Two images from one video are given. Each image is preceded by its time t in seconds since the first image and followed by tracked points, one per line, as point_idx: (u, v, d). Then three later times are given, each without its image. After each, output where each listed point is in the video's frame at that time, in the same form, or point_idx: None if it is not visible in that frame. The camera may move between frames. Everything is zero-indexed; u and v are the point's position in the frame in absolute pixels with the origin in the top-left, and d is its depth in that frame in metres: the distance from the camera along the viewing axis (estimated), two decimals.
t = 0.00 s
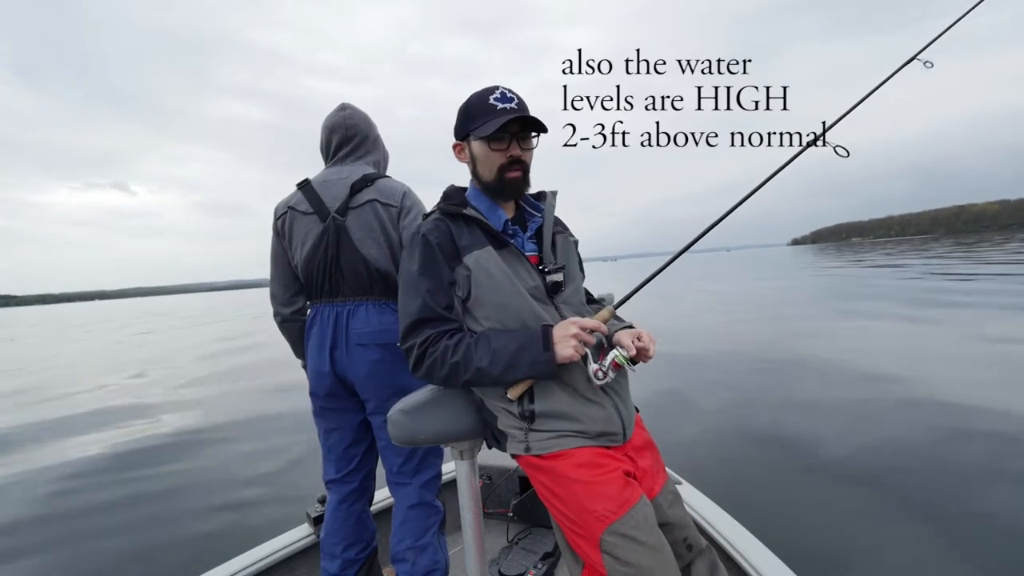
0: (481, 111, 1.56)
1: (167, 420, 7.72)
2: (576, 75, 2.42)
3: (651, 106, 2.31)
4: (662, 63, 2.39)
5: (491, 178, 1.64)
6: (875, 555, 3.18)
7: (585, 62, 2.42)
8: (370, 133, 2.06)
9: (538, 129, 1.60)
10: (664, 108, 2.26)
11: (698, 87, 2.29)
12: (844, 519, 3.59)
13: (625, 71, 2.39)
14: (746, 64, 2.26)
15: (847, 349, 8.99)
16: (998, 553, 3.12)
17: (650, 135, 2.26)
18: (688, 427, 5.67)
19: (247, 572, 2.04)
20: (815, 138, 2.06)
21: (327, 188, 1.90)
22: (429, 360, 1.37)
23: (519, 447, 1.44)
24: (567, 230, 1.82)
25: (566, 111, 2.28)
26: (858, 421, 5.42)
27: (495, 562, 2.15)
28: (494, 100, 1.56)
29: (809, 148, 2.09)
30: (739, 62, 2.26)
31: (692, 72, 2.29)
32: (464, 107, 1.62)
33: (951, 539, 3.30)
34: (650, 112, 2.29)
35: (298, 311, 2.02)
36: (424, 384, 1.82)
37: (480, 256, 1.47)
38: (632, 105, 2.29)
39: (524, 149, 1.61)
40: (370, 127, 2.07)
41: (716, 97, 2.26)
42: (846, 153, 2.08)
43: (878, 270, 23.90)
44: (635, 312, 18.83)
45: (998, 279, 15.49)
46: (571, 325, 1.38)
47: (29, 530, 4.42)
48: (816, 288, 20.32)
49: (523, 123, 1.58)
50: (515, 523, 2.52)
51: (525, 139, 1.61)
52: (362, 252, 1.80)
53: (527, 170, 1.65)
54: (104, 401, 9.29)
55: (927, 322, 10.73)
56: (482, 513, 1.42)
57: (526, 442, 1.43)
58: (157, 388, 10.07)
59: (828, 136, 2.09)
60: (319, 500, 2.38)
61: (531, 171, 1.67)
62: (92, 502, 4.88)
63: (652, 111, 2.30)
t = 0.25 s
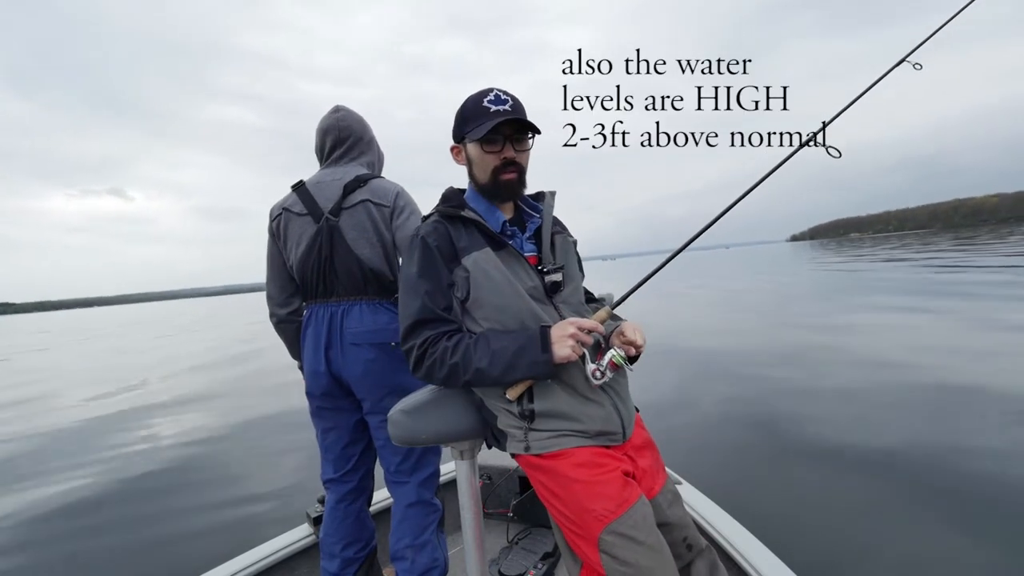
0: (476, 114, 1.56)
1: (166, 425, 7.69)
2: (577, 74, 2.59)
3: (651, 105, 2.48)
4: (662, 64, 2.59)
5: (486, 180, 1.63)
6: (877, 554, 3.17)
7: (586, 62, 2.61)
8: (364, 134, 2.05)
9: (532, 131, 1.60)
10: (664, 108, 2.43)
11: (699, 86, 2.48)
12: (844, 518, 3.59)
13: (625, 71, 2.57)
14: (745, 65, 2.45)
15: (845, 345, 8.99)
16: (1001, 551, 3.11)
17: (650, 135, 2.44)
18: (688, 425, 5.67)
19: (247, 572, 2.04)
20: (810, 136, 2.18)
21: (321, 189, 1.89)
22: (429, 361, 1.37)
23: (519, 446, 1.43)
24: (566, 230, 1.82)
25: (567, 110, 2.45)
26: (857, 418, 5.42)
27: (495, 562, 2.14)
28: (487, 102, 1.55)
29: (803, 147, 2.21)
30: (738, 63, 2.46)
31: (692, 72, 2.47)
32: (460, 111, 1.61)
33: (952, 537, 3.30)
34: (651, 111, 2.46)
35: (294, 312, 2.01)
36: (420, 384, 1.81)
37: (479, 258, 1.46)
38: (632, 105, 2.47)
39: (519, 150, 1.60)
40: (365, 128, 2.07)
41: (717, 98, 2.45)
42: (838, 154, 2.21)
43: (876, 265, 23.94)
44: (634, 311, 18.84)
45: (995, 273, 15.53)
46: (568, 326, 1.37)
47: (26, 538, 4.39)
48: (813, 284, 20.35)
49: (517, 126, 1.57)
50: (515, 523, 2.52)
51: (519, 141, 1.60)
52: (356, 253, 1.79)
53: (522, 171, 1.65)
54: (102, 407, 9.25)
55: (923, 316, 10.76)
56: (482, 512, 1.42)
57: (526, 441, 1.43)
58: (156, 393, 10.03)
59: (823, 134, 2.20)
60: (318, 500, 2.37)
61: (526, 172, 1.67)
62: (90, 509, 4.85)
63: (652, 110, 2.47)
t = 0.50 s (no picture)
0: (479, 112, 1.56)
1: (165, 425, 7.68)
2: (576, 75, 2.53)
3: (651, 105, 2.43)
4: (662, 63, 2.52)
5: (488, 178, 1.63)
6: (877, 555, 3.16)
7: (585, 62, 2.55)
8: (360, 134, 2.05)
9: (536, 130, 1.60)
10: (664, 108, 2.38)
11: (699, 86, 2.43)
12: (843, 519, 3.58)
13: (625, 71, 2.51)
14: (746, 64, 2.40)
15: (844, 344, 8.98)
16: (1002, 551, 3.09)
17: (649, 135, 2.41)
18: (687, 425, 5.66)
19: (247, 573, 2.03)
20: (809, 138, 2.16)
21: (318, 189, 1.89)
22: (430, 359, 1.37)
23: (520, 446, 1.43)
24: (567, 230, 1.82)
25: (566, 111, 2.40)
26: (856, 418, 5.41)
27: (495, 562, 2.14)
28: (492, 100, 1.54)
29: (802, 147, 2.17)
30: (738, 63, 2.40)
31: (692, 72, 2.42)
32: (466, 108, 1.61)
33: (952, 538, 3.29)
34: (650, 111, 2.41)
35: (291, 312, 2.01)
36: (419, 383, 1.81)
37: (481, 256, 1.46)
38: (632, 105, 2.41)
39: (521, 149, 1.60)
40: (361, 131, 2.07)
41: (716, 97, 2.40)
42: (836, 152, 2.22)
43: (875, 264, 23.94)
44: (633, 311, 18.84)
45: (994, 271, 15.51)
46: (570, 325, 1.37)
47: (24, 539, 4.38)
48: (813, 282, 20.33)
49: (521, 124, 1.57)
50: (515, 523, 2.52)
51: (523, 140, 1.60)
52: (352, 252, 1.78)
53: (524, 170, 1.64)
54: (102, 407, 9.25)
55: (921, 314, 10.75)
56: (482, 513, 1.41)
57: (527, 441, 1.43)
58: (155, 393, 10.03)
59: (823, 133, 2.18)
60: (318, 500, 2.37)
61: (528, 171, 1.67)
62: (89, 510, 4.84)
63: (652, 110, 2.42)
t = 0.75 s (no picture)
0: (488, 110, 1.56)
1: (163, 423, 7.66)
2: (578, 74, 2.71)
3: (652, 105, 2.60)
4: (662, 65, 2.72)
5: (494, 176, 1.63)
6: (878, 555, 3.16)
7: (586, 62, 2.74)
8: (361, 132, 2.04)
9: (544, 131, 1.60)
10: (664, 108, 2.55)
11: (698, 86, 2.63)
12: (842, 518, 3.58)
13: (625, 71, 2.70)
14: (744, 66, 2.58)
15: (844, 346, 9.00)
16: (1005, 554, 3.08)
17: (650, 134, 2.58)
18: (688, 425, 5.66)
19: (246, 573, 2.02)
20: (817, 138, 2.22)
21: (319, 188, 1.88)
22: (432, 357, 1.36)
23: (521, 446, 1.43)
24: (571, 231, 1.82)
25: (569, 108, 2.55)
26: (856, 419, 5.42)
27: (495, 562, 2.13)
28: (501, 99, 1.54)
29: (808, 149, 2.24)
30: (737, 64, 2.61)
31: (692, 72, 2.63)
32: (475, 106, 1.61)
33: (953, 538, 3.29)
34: (651, 110, 2.59)
35: (291, 312, 2.00)
36: (420, 384, 1.81)
37: (485, 255, 1.46)
38: (632, 104, 2.59)
39: (528, 149, 1.60)
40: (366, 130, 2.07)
41: (717, 97, 2.59)
42: (834, 159, 2.41)
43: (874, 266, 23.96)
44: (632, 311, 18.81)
45: (992, 274, 15.55)
46: (573, 326, 1.37)
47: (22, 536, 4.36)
48: (812, 284, 20.37)
49: (528, 123, 1.57)
50: (515, 523, 2.52)
51: (530, 140, 1.60)
52: (355, 253, 1.78)
53: (530, 170, 1.64)
54: (99, 405, 9.21)
55: (920, 317, 10.78)
56: (482, 513, 1.41)
57: (527, 442, 1.42)
58: (152, 391, 9.99)
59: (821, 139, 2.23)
60: (318, 500, 2.36)
61: (534, 171, 1.66)
62: (87, 508, 4.83)
63: (652, 109, 2.59)
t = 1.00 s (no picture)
0: (491, 110, 1.55)
1: (160, 420, 7.63)
2: (577, 74, 2.62)
3: (651, 105, 2.53)
4: (662, 64, 2.62)
5: (496, 176, 1.62)
6: (875, 557, 3.16)
7: (586, 62, 2.64)
8: (366, 130, 2.03)
9: (546, 132, 1.60)
10: (663, 108, 2.49)
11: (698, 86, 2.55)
12: (840, 520, 3.58)
13: (625, 71, 2.61)
14: (745, 65, 2.50)
15: (843, 349, 9.02)
16: (1001, 556, 3.09)
17: (649, 135, 2.50)
18: (687, 427, 5.67)
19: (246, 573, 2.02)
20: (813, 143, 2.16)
21: (323, 187, 1.87)
22: (433, 357, 1.36)
23: (521, 445, 1.42)
24: (571, 232, 1.81)
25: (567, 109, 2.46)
26: (855, 421, 5.44)
27: (495, 562, 2.13)
28: (504, 100, 1.53)
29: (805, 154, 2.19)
30: (738, 63, 2.52)
31: (692, 72, 2.54)
32: (478, 105, 1.60)
33: (949, 539, 3.31)
34: (650, 111, 2.52)
35: (294, 310, 2.00)
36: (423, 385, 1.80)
37: (486, 255, 1.46)
38: (632, 105, 2.51)
39: (530, 149, 1.60)
40: (376, 134, 2.09)
41: (716, 98, 2.52)
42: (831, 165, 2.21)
43: (872, 271, 24.03)
44: (631, 312, 18.82)
45: (989, 280, 15.63)
46: (574, 325, 1.37)
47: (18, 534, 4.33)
48: (811, 288, 20.42)
49: (531, 124, 1.56)
50: (514, 523, 2.52)
51: (533, 141, 1.60)
52: (358, 253, 1.77)
53: (532, 171, 1.64)
54: (95, 400, 9.17)
55: (919, 322, 10.82)
56: (482, 513, 1.41)
57: (528, 442, 1.42)
58: (149, 387, 9.94)
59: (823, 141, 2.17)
60: (318, 500, 2.35)
61: (536, 171, 1.66)
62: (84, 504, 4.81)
63: (651, 110, 2.53)
